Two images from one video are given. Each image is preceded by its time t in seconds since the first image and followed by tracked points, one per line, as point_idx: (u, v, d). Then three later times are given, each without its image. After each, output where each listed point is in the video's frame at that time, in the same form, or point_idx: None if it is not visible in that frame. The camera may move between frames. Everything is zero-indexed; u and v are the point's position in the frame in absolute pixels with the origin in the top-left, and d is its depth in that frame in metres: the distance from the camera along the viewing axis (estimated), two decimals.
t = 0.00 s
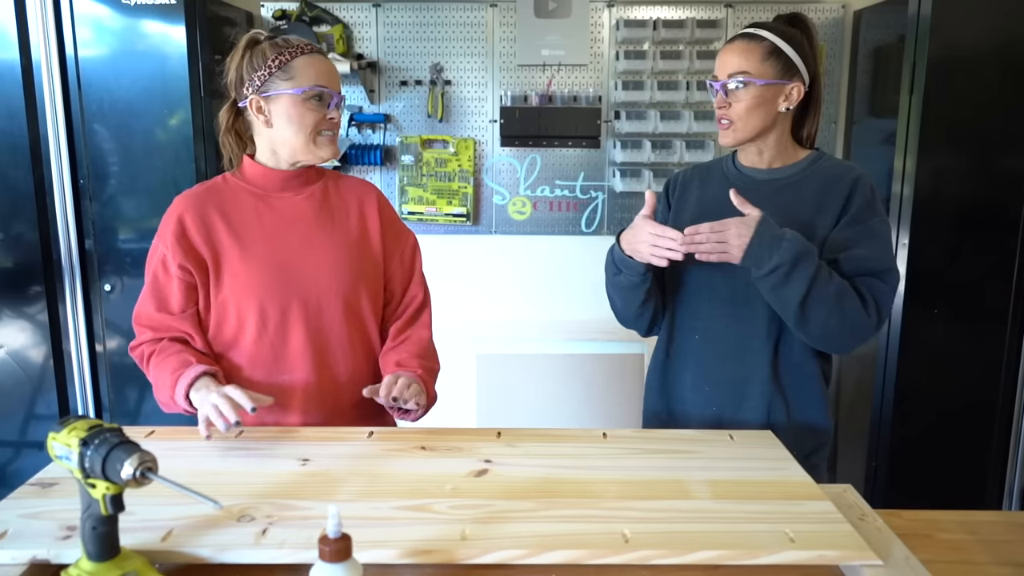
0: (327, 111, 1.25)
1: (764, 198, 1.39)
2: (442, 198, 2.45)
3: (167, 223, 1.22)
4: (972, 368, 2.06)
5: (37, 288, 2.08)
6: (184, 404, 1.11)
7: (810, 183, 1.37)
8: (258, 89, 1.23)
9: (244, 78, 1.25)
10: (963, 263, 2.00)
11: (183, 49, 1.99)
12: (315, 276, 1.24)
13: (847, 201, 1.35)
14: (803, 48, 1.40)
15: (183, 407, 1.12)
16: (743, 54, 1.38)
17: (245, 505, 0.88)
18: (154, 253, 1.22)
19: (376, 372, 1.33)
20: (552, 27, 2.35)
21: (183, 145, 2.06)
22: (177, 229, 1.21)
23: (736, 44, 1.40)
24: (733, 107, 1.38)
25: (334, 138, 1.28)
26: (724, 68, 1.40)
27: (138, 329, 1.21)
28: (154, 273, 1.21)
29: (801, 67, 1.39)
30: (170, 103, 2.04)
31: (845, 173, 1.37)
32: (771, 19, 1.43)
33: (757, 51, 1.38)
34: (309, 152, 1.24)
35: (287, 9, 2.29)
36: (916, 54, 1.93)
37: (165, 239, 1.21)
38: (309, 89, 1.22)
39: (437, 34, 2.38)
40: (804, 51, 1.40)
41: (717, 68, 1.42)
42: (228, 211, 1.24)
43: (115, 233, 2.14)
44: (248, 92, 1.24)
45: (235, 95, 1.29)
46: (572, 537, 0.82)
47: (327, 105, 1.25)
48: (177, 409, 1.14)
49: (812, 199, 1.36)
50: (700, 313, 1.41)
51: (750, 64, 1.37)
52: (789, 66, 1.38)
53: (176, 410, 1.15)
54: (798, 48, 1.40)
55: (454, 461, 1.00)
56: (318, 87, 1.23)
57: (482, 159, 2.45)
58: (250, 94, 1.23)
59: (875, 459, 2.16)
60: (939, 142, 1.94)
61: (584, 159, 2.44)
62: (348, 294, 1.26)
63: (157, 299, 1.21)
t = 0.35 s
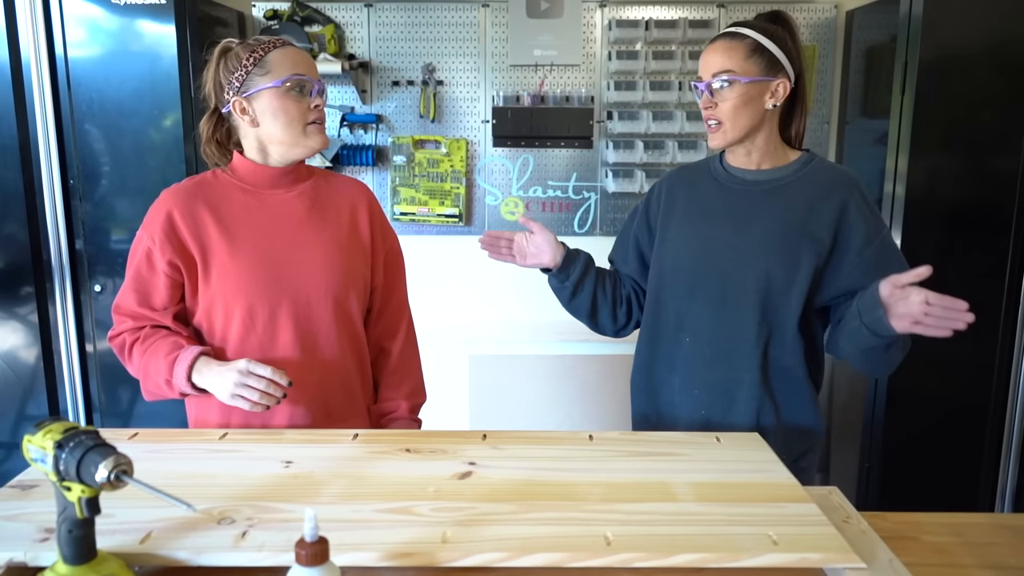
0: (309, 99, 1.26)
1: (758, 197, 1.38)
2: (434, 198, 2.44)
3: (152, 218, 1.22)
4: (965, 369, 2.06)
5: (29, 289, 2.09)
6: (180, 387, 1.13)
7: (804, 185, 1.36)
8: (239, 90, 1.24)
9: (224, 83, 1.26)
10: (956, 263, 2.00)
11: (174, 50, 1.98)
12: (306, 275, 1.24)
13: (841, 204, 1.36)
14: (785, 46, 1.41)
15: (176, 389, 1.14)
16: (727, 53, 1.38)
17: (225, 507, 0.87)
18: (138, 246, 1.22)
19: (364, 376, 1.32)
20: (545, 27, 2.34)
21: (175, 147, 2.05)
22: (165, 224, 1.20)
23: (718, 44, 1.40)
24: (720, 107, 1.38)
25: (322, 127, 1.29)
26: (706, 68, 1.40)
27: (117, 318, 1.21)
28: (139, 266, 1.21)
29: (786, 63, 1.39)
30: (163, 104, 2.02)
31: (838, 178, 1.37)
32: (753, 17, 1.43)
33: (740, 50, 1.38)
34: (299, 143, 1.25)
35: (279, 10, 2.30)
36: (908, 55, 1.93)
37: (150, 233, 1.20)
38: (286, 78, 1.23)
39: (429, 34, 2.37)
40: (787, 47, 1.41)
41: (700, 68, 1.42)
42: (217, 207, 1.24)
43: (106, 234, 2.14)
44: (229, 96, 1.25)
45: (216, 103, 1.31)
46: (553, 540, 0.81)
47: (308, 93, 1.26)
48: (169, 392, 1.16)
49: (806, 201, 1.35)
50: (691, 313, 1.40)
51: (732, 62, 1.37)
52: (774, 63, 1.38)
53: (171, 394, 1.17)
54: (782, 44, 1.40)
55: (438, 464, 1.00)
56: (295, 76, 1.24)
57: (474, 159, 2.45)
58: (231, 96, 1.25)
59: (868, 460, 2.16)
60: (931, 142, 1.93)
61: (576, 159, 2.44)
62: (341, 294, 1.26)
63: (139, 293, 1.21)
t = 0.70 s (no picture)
0: (292, 116, 1.25)
1: (748, 200, 1.38)
2: (430, 201, 2.45)
3: (140, 222, 1.21)
4: (962, 372, 2.05)
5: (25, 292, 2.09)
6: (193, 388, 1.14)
7: (793, 187, 1.36)
8: (225, 93, 1.24)
9: (214, 79, 1.26)
10: (953, 265, 1.99)
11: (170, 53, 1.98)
12: (293, 278, 1.24)
13: (830, 207, 1.35)
14: (776, 47, 1.40)
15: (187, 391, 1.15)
16: (717, 54, 1.38)
17: (211, 512, 0.87)
18: (126, 250, 1.20)
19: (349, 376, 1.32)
20: (541, 29, 2.34)
21: (170, 151, 2.04)
22: (154, 227, 1.20)
23: (709, 45, 1.40)
24: (710, 109, 1.38)
25: (303, 145, 1.27)
26: (696, 68, 1.40)
27: (110, 330, 1.19)
28: (132, 270, 1.19)
29: (776, 65, 1.39)
30: (157, 107, 2.02)
31: (826, 180, 1.37)
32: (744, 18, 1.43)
33: (730, 51, 1.37)
34: (275, 156, 1.24)
35: (274, 13, 2.30)
36: (904, 57, 1.92)
37: (139, 237, 1.20)
38: (274, 93, 1.23)
39: (425, 37, 2.37)
40: (777, 49, 1.41)
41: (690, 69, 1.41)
42: (204, 209, 1.24)
43: (101, 238, 2.14)
44: (214, 94, 1.25)
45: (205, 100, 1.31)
46: (540, 545, 0.80)
47: (292, 110, 1.25)
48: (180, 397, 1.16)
49: (796, 204, 1.35)
50: (681, 315, 1.39)
51: (722, 64, 1.37)
52: (764, 64, 1.38)
53: (181, 399, 1.17)
54: (771, 46, 1.40)
55: (426, 467, 1.00)
56: (283, 91, 1.23)
57: (471, 161, 2.45)
58: (217, 97, 1.25)
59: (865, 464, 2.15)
60: (927, 143, 1.93)
61: (572, 162, 2.44)
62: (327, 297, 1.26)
63: (140, 296, 1.19)
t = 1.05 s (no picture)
0: (275, 116, 1.26)
1: (745, 199, 1.38)
2: (430, 203, 2.45)
3: (136, 223, 1.22)
4: (964, 374, 2.03)
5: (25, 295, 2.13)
6: (213, 379, 1.17)
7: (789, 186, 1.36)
8: (208, 98, 1.26)
9: (196, 84, 1.28)
10: (954, 266, 1.98)
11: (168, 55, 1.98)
12: (285, 276, 1.26)
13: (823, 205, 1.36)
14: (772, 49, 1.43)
15: (205, 384, 1.18)
16: (743, 58, 1.37)
17: (200, 515, 0.86)
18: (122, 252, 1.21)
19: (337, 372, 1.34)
20: (539, 30, 2.34)
21: (169, 153, 2.04)
22: (150, 227, 1.20)
23: (729, 48, 1.38)
24: (741, 112, 1.36)
25: (289, 144, 1.29)
26: (719, 72, 1.38)
27: (112, 333, 1.19)
28: (131, 272, 1.19)
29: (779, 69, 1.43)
30: (155, 109, 2.01)
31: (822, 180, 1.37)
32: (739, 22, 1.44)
33: (754, 54, 1.37)
34: (261, 158, 1.27)
35: (273, 14, 2.30)
36: (904, 56, 1.91)
37: (134, 237, 1.20)
38: (254, 95, 1.24)
39: (424, 39, 2.37)
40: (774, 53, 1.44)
41: (710, 74, 1.38)
42: (196, 210, 1.25)
43: (100, 241, 2.13)
44: (197, 101, 1.27)
45: (189, 104, 1.32)
46: (529, 549, 0.80)
47: (275, 109, 1.26)
48: (196, 390, 1.18)
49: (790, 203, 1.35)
50: (680, 313, 1.39)
51: (751, 66, 1.36)
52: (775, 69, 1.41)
53: (195, 394, 1.19)
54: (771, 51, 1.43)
55: (418, 470, 0.99)
56: (262, 92, 1.25)
57: (470, 163, 2.45)
58: (200, 102, 1.27)
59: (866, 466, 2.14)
60: (929, 144, 1.91)
61: (572, 163, 2.43)
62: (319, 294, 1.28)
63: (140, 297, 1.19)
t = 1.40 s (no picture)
0: (265, 116, 1.27)
1: (740, 200, 1.37)
2: (428, 202, 2.44)
3: (127, 223, 1.23)
4: (964, 374, 2.02)
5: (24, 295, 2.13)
6: (206, 368, 1.18)
7: (785, 186, 1.35)
8: (198, 102, 1.28)
9: (186, 88, 1.29)
10: (955, 265, 1.97)
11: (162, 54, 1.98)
12: (274, 278, 1.26)
13: (821, 208, 1.34)
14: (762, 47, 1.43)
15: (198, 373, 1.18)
16: (734, 54, 1.36)
17: (188, 516, 0.86)
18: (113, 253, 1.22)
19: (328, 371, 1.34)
20: (538, 29, 2.33)
21: (166, 153, 2.04)
22: (139, 228, 1.22)
23: (721, 44, 1.37)
24: (734, 108, 1.35)
25: (279, 146, 1.30)
26: (711, 69, 1.37)
27: (107, 331, 1.21)
28: (121, 271, 1.21)
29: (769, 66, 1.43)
30: (151, 109, 2.01)
31: (817, 179, 1.36)
32: (726, 19, 1.43)
33: (745, 50, 1.37)
34: (253, 161, 1.28)
35: (270, 14, 2.30)
36: (903, 54, 1.90)
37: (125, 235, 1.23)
38: (241, 95, 1.25)
39: (422, 38, 2.37)
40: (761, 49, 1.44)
41: (702, 70, 1.37)
42: (186, 211, 1.26)
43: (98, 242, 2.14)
44: (188, 105, 1.28)
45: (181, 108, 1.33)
46: (518, 550, 0.79)
47: (265, 109, 1.27)
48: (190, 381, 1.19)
49: (786, 203, 1.34)
50: (676, 315, 1.38)
51: (744, 63, 1.36)
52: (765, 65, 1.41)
53: (191, 386, 1.19)
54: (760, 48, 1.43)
55: (409, 471, 0.99)
56: (250, 93, 1.25)
57: (468, 162, 2.44)
58: (190, 107, 1.28)
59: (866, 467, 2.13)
60: (929, 142, 1.90)
61: (570, 163, 2.43)
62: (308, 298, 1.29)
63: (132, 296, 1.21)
